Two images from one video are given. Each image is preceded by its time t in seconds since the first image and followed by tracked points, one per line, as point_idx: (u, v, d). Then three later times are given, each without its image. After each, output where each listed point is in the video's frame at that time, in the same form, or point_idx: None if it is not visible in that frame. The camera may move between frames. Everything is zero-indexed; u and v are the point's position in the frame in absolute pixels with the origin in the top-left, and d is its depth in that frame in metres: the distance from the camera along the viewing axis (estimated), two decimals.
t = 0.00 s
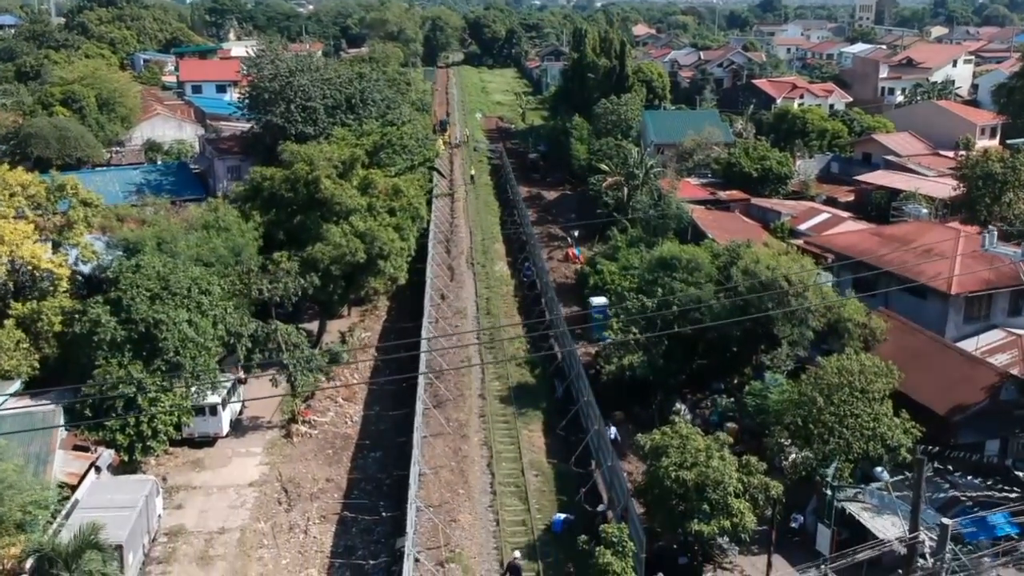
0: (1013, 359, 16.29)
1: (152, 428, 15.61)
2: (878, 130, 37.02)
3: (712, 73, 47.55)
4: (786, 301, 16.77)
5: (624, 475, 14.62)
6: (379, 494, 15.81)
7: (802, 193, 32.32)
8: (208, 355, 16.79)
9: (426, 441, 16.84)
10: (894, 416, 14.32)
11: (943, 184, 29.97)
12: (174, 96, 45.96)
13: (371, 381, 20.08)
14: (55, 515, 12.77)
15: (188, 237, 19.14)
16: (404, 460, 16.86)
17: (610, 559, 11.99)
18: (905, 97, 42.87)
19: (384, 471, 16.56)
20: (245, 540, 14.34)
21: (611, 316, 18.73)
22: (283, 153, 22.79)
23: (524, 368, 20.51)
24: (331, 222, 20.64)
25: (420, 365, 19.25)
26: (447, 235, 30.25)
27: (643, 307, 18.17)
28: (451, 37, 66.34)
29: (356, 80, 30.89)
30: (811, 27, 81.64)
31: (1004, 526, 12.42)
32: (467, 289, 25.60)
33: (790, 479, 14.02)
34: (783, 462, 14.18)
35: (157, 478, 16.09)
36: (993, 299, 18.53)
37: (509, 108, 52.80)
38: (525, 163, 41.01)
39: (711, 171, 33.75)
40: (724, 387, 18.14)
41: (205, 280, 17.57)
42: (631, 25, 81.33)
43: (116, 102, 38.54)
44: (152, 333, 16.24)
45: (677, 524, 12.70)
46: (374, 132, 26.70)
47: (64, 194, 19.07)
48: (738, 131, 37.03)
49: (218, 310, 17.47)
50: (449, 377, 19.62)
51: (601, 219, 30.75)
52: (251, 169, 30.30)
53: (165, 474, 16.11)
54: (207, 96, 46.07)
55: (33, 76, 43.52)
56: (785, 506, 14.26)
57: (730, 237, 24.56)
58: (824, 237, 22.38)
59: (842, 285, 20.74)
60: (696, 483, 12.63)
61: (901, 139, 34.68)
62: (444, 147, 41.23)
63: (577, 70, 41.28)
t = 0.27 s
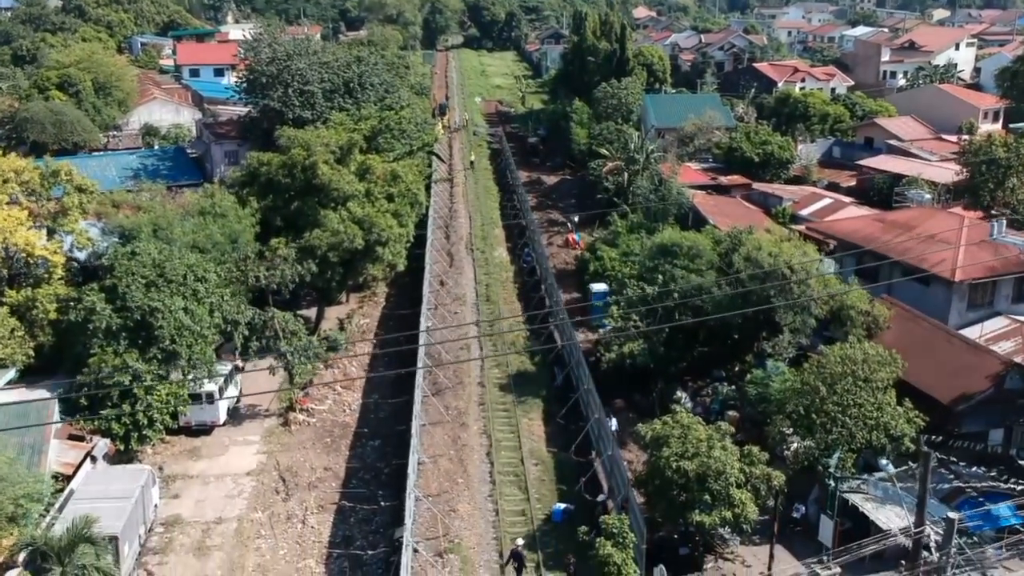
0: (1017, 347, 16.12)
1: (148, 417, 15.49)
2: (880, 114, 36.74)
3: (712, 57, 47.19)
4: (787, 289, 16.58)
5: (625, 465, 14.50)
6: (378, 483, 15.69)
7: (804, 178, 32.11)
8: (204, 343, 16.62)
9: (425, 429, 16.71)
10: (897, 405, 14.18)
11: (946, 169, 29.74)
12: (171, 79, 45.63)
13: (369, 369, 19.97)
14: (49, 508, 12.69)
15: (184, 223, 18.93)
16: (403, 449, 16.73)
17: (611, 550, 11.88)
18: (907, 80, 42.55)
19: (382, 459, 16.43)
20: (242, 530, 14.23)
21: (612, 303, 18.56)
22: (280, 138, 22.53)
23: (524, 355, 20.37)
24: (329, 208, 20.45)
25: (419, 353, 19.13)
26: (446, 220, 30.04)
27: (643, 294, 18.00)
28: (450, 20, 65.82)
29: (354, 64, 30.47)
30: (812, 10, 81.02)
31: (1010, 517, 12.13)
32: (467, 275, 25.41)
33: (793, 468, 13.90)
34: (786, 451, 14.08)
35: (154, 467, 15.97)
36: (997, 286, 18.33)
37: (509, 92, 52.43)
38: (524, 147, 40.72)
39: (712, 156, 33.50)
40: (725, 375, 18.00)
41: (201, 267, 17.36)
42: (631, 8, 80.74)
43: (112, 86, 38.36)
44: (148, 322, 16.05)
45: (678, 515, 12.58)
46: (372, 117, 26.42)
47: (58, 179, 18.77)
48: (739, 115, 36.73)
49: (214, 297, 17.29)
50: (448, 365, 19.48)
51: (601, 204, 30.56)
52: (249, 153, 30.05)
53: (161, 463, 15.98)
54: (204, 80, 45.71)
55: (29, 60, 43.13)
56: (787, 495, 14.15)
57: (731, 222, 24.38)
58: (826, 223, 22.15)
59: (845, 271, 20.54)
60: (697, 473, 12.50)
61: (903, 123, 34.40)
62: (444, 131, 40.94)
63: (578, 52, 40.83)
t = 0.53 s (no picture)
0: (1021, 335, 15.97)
1: (145, 406, 15.38)
2: (882, 98, 36.45)
3: (713, 40, 46.82)
4: (789, 276, 16.39)
5: (625, 454, 14.37)
6: (376, 472, 15.56)
7: (806, 163, 31.86)
8: (200, 331, 16.46)
9: (424, 418, 16.58)
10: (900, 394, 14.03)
11: (949, 153, 29.49)
12: (169, 63, 45.33)
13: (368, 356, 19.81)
14: (43, 500, 12.61)
15: (181, 210, 18.75)
16: (402, 438, 16.60)
17: (611, 542, 11.76)
18: (910, 64, 42.21)
19: (381, 448, 16.31)
20: (239, 520, 14.12)
21: (612, 291, 18.39)
22: (277, 123, 22.28)
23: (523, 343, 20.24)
24: (327, 194, 20.26)
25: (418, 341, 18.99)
26: (446, 206, 29.82)
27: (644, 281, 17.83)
28: (449, 3, 65.33)
29: (353, 48, 30.16)
30: None
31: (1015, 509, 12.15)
32: (466, 261, 25.24)
33: (794, 458, 13.77)
34: (788, 441, 13.95)
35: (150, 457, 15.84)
36: (1001, 273, 18.18)
37: (509, 75, 52.05)
38: (524, 132, 40.43)
39: (713, 140, 33.24)
40: (726, 362, 17.86)
41: (197, 254, 17.18)
42: None
43: (109, 69, 38.04)
44: (144, 310, 15.88)
45: (679, 506, 12.46)
46: (370, 101, 26.16)
47: (52, 166, 18.34)
48: (740, 99, 36.40)
49: (211, 285, 17.11)
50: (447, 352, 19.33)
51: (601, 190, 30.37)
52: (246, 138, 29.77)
53: (158, 452, 15.86)
54: (202, 63, 45.36)
55: (25, 43, 42.74)
56: (789, 485, 14.04)
57: (732, 208, 24.17)
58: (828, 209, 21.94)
59: (847, 258, 20.34)
60: (698, 464, 12.37)
61: (906, 107, 34.10)
62: (443, 115, 40.64)
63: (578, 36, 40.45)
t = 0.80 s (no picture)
0: None
1: (140, 395, 15.22)
2: (884, 82, 36.13)
3: (714, 23, 46.41)
4: (792, 264, 16.20)
5: (625, 443, 14.24)
6: (374, 461, 15.43)
7: (807, 147, 31.60)
8: (196, 319, 16.29)
9: (422, 406, 16.43)
10: (904, 384, 13.88)
11: (951, 138, 29.21)
12: (166, 46, 44.90)
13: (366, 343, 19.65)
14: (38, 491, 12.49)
15: (176, 196, 18.54)
16: (400, 427, 16.46)
17: (612, 534, 11.63)
18: (912, 47, 41.86)
19: (379, 437, 16.17)
20: (236, 511, 14.01)
21: (612, 278, 18.20)
22: (274, 108, 22.03)
23: (523, 330, 20.12)
24: (324, 180, 20.06)
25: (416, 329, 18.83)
26: (444, 191, 29.59)
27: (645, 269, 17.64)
28: None
29: (351, 31, 29.82)
30: None
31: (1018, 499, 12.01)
32: (465, 247, 25.05)
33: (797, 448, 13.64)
34: (789, 430, 13.83)
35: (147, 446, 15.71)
36: (1005, 260, 17.99)
37: (508, 59, 51.64)
38: (524, 116, 40.13)
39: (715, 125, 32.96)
40: (727, 350, 17.72)
41: (193, 242, 16.98)
42: None
43: (105, 53, 37.70)
44: (139, 298, 15.69)
45: (680, 496, 12.33)
46: (368, 86, 25.88)
47: (46, 151, 18.05)
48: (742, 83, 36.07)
49: (207, 273, 16.93)
50: (446, 340, 19.20)
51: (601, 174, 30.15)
52: (243, 122, 29.47)
53: (154, 441, 15.72)
54: (199, 47, 44.93)
55: (21, 26, 42.32)
56: (791, 475, 13.92)
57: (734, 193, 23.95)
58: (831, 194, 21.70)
59: (849, 245, 20.14)
60: (699, 454, 12.23)
61: (908, 91, 33.76)
62: (442, 99, 40.32)
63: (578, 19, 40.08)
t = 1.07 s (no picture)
0: None
1: (135, 384, 15.08)
2: (886, 66, 35.82)
3: (715, 6, 46.01)
4: (795, 252, 16.00)
5: (625, 434, 14.11)
6: (372, 451, 15.30)
7: (809, 132, 31.37)
8: (192, 308, 16.13)
9: (421, 395, 16.29)
10: (907, 373, 13.74)
11: (954, 123, 28.96)
12: (163, 29, 44.47)
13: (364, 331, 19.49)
14: (33, 484, 12.39)
15: (172, 183, 18.33)
16: (398, 416, 16.32)
17: (612, 527, 11.51)
18: (914, 31, 41.50)
19: (377, 427, 16.03)
20: (233, 501, 13.89)
21: (612, 266, 18.02)
22: (270, 92, 21.76)
23: (522, 318, 20.01)
24: (321, 166, 19.86)
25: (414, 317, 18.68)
26: (443, 176, 29.36)
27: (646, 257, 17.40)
28: None
29: (349, 14, 29.46)
30: None
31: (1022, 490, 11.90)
32: (464, 233, 24.88)
33: (798, 438, 13.52)
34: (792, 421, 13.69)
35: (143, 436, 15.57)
36: (1010, 247, 17.88)
37: (508, 42, 51.24)
38: (523, 100, 39.83)
39: (716, 109, 32.69)
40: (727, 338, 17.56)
41: (188, 229, 16.81)
42: None
43: (101, 37, 37.10)
44: (134, 286, 15.51)
45: (681, 488, 12.20)
46: (366, 70, 25.59)
47: (40, 137, 17.74)
48: (743, 66, 35.75)
49: (202, 260, 16.76)
50: (446, 328, 19.12)
51: (601, 160, 29.93)
52: (240, 107, 29.29)
53: (150, 431, 15.59)
54: (196, 30, 44.60)
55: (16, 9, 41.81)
56: (793, 466, 13.82)
57: (736, 180, 23.76)
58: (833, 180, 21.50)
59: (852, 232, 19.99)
60: (701, 446, 12.09)
61: (911, 75, 33.46)
62: (441, 83, 39.99)
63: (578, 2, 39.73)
